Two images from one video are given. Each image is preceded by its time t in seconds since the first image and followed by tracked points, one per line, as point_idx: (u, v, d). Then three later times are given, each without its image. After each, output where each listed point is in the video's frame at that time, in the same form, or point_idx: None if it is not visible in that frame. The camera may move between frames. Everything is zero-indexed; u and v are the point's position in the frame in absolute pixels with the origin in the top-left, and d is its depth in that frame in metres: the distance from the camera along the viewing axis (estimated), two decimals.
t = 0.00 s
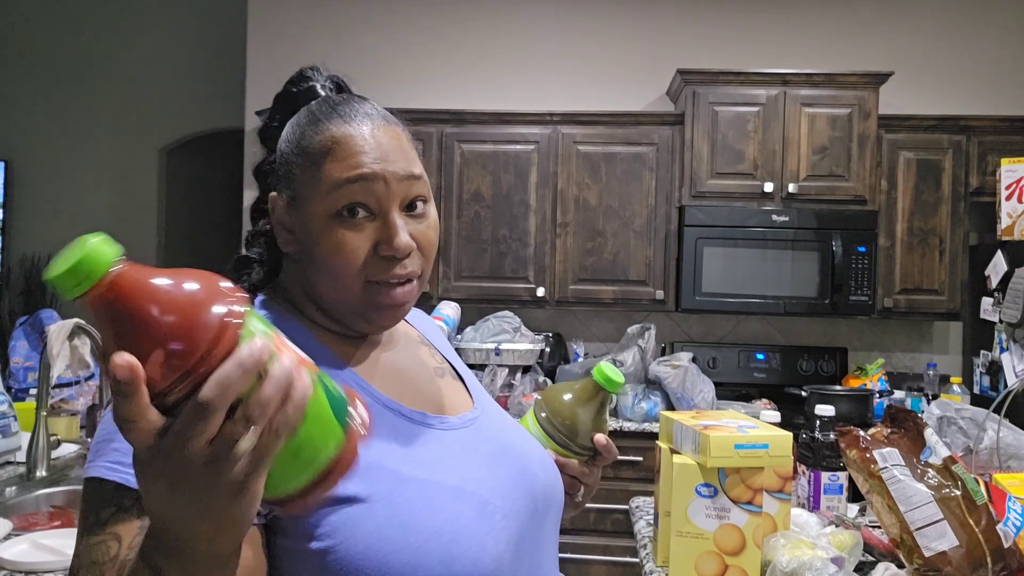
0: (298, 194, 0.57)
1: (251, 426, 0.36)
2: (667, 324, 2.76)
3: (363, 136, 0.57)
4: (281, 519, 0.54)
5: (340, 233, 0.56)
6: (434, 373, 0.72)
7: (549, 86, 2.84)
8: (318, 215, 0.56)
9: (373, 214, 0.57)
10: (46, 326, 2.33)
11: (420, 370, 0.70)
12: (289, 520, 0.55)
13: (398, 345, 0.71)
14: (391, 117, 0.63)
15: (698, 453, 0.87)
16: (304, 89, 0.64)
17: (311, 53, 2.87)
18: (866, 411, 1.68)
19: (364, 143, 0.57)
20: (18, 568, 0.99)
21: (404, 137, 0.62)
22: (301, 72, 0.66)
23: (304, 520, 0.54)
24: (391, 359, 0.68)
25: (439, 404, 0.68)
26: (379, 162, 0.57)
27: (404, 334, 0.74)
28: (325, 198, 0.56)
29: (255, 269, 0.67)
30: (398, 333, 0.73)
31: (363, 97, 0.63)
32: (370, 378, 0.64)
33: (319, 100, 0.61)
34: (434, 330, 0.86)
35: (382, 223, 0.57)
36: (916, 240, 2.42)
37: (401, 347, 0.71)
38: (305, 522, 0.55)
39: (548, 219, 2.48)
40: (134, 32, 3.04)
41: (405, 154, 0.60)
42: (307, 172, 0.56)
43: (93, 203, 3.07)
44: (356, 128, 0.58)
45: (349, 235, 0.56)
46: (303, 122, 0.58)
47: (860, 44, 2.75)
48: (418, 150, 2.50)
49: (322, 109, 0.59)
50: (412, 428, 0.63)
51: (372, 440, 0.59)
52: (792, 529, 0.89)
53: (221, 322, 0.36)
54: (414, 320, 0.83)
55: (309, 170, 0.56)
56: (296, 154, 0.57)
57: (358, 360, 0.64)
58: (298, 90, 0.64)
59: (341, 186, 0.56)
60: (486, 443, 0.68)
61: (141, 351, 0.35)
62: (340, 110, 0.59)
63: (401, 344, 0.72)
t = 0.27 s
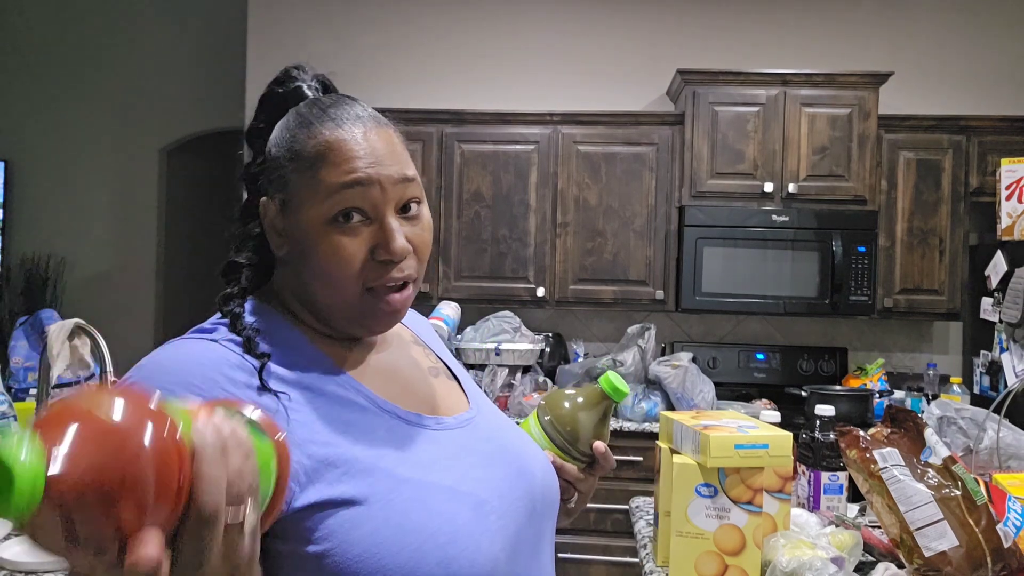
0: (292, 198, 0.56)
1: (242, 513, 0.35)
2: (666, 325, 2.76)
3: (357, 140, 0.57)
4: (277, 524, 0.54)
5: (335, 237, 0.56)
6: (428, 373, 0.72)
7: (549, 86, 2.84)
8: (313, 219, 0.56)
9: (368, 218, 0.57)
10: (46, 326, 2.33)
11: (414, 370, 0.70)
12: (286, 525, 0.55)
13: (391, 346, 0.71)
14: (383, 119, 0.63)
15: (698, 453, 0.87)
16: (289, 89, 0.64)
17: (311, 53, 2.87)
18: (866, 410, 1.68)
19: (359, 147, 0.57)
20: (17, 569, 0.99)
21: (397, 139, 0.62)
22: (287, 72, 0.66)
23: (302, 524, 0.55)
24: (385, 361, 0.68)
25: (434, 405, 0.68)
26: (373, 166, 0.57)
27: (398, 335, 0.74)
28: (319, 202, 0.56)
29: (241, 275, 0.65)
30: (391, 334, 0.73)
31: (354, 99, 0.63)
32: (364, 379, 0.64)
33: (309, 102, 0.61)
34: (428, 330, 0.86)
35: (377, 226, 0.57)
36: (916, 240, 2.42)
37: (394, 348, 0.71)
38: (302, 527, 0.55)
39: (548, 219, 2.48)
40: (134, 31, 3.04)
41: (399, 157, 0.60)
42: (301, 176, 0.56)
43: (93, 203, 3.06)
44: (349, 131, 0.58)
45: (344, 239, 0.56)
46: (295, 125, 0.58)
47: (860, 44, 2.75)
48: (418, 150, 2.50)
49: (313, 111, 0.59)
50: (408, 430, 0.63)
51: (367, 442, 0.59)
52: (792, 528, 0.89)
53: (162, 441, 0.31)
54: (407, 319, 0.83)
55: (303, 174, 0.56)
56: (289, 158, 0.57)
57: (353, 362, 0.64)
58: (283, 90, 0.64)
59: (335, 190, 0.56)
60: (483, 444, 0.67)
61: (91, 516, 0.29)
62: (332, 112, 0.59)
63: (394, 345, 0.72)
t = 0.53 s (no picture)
0: (288, 198, 0.57)
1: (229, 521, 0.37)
2: (666, 325, 2.76)
3: (354, 140, 0.57)
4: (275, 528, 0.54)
5: (331, 238, 0.56)
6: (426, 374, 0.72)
7: (549, 86, 2.84)
8: (309, 220, 0.56)
9: (364, 219, 0.57)
10: (47, 326, 2.33)
11: (412, 370, 0.70)
12: (285, 528, 0.55)
13: (389, 346, 0.71)
14: (382, 120, 0.62)
15: (698, 453, 0.87)
16: (290, 89, 0.64)
17: (311, 53, 2.87)
18: (866, 410, 1.68)
19: (355, 148, 0.57)
20: (18, 569, 0.99)
21: (396, 140, 0.61)
22: (288, 71, 0.66)
23: (300, 528, 0.55)
24: (383, 361, 0.68)
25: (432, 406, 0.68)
26: (370, 167, 0.57)
27: (396, 335, 0.74)
28: (315, 203, 0.56)
29: (240, 274, 0.65)
30: (389, 334, 0.73)
31: (352, 98, 0.63)
32: (361, 381, 0.64)
33: (308, 101, 0.61)
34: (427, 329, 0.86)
35: (374, 227, 0.57)
36: (916, 240, 2.42)
37: (392, 348, 0.71)
38: (300, 531, 0.55)
39: (548, 219, 2.48)
40: (134, 32, 3.04)
41: (396, 158, 0.60)
42: (298, 177, 0.56)
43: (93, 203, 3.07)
44: (346, 132, 0.58)
45: (340, 240, 0.56)
46: (293, 124, 0.58)
47: (860, 44, 2.75)
48: (418, 150, 2.50)
49: (312, 111, 0.59)
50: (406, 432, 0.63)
51: (364, 445, 0.59)
52: (792, 529, 0.89)
53: (158, 445, 0.33)
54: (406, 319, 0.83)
55: (300, 174, 0.56)
56: (287, 158, 0.57)
57: (350, 364, 0.64)
58: (284, 90, 0.64)
59: (332, 191, 0.55)
60: (480, 445, 0.67)
61: (94, 520, 0.30)
62: (330, 112, 0.59)
63: (393, 345, 0.72)
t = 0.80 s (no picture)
0: (288, 195, 0.56)
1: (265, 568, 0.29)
2: (667, 324, 2.76)
3: (355, 139, 0.57)
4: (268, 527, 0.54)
5: (330, 236, 0.55)
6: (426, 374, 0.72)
7: (549, 86, 2.84)
8: (309, 217, 0.55)
9: (364, 217, 0.56)
10: (46, 326, 2.33)
11: (411, 370, 0.70)
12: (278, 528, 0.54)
13: (389, 346, 0.71)
14: (384, 119, 0.62)
15: (698, 453, 0.87)
16: (292, 87, 0.64)
17: (310, 53, 2.87)
18: (867, 411, 1.68)
19: (356, 146, 0.56)
20: (17, 570, 0.99)
21: (397, 140, 0.61)
22: (291, 70, 0.66)
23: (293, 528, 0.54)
24: (383, 361, 0.67)
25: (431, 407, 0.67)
26: (370, 165, 0.56)
27: (395, 334, 0.74)
28: (315, 201, 0.55)
29: (241, 273, 0.65)
30: (389, 333, 0.73)
31: (354, 96, 0.63)
32: (359, 381, 0.63)
33: (310, 99, 0.61)
34: (427, 329, 0.86)
35: (374, 226, 0.56)
36: (916, 240, 2.42)
37: (392, 347, 0.71)
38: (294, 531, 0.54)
39: (548, 219, 2.48)
40: (133, 31, 3.03)
41: (397, 157, 0.59)
42: (299, 175, 0.56)
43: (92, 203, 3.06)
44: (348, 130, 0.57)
45: (339, 238, 0.55)
46: (295, 122, 0.58)
47: (860, 44, 2.75)
48: (418, 150, 2.50)
49: (313, 109, 0.59)
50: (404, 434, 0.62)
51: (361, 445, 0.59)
52: (792, 529, 0.89)
53: (201, 474, 0.27)
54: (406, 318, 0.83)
55: (300, 172, 0.56)
56: (287, 155, 0.57)
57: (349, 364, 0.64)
58: (286, 88, 0.64)
59: (331, 188, 0.55)
60: (478, 447, 0.67)
61: (128, 563, 0.24)
62: (331, 110, 0.59)
63: (393, 345, 0.71)
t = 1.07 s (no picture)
0: (313, 187, 0.56)
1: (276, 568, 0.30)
2: (667, 324, 2.76)
3: (379, 136, 0.58)
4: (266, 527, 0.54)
5: (359, 226, 0.55)
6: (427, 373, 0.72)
7: (549, 86, 2.84)
8: (336, 208, 0.55)
9: (391, 209, 0.57)
10: (46, 326, 2.33)
11: (412, 371, 0.70)
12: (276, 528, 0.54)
13: (390, 345, 0.70)
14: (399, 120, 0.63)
15: (698, 453, 0.87)
16: (296, 89, 0.64)
17: (310, 52, 2.87)
18: (866, 411, 1.68)
19: (381, 142, 0.58)
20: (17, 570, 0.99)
21: (414, 140, 0.62)
22: (294, 71, 0.65)
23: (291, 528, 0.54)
24: (384, 361, 0.67)
25: (432, 407, 0.67)
26: (396, 161, 0.57)
27: (396, 333, 0.74)
28: (343, 192, 0.55)
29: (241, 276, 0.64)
30: (390, 333, 0.73)
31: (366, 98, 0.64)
32: (360, 381, 0.63)
33: (325, 98, 0.61)
34: (429, 328, 0.86)
35: (400, 218, 0.57)
36: (916, 240, 2.42)
37: (393, 347, 0.70)
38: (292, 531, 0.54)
39: (548, 219, 2.48)
40: (133, 31, 3.03)
41: (417, 155, 0.60)
42: (325, 166, 0.56)
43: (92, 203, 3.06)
44: (370, 127, 0.58)
45: (368, 229, 0.55)
46: (315, 118, 0.58)
47: (860, 43, 2.75)
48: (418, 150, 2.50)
49: (331, 107, 0.60)
50: (404, 434, 0.62)
51: (360, 445, 0.59)
52: (792, 529, 0.89)
53: (215, 492, 0.28)
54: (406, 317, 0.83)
55: (327, 164, 0.56)
56: (311, 148, 0.57)
57: (349, 363, 0.64)
58: (291, 89, 0.64)
59: (360, 181, 0.56)
60: (477, 447, 0.67)
61: None
62: (350, 108, 0.60)
63: (394, 344, 0.71)
